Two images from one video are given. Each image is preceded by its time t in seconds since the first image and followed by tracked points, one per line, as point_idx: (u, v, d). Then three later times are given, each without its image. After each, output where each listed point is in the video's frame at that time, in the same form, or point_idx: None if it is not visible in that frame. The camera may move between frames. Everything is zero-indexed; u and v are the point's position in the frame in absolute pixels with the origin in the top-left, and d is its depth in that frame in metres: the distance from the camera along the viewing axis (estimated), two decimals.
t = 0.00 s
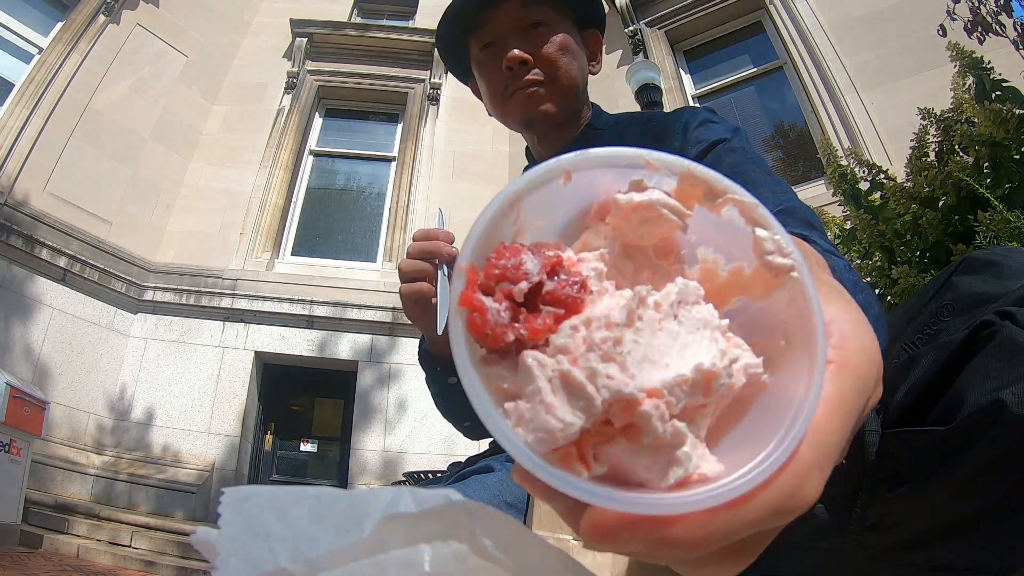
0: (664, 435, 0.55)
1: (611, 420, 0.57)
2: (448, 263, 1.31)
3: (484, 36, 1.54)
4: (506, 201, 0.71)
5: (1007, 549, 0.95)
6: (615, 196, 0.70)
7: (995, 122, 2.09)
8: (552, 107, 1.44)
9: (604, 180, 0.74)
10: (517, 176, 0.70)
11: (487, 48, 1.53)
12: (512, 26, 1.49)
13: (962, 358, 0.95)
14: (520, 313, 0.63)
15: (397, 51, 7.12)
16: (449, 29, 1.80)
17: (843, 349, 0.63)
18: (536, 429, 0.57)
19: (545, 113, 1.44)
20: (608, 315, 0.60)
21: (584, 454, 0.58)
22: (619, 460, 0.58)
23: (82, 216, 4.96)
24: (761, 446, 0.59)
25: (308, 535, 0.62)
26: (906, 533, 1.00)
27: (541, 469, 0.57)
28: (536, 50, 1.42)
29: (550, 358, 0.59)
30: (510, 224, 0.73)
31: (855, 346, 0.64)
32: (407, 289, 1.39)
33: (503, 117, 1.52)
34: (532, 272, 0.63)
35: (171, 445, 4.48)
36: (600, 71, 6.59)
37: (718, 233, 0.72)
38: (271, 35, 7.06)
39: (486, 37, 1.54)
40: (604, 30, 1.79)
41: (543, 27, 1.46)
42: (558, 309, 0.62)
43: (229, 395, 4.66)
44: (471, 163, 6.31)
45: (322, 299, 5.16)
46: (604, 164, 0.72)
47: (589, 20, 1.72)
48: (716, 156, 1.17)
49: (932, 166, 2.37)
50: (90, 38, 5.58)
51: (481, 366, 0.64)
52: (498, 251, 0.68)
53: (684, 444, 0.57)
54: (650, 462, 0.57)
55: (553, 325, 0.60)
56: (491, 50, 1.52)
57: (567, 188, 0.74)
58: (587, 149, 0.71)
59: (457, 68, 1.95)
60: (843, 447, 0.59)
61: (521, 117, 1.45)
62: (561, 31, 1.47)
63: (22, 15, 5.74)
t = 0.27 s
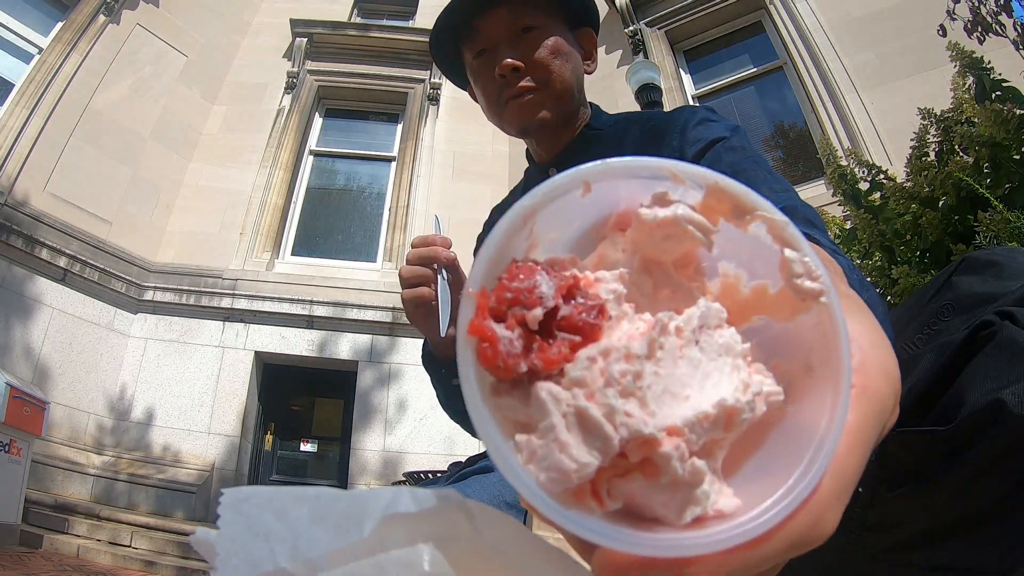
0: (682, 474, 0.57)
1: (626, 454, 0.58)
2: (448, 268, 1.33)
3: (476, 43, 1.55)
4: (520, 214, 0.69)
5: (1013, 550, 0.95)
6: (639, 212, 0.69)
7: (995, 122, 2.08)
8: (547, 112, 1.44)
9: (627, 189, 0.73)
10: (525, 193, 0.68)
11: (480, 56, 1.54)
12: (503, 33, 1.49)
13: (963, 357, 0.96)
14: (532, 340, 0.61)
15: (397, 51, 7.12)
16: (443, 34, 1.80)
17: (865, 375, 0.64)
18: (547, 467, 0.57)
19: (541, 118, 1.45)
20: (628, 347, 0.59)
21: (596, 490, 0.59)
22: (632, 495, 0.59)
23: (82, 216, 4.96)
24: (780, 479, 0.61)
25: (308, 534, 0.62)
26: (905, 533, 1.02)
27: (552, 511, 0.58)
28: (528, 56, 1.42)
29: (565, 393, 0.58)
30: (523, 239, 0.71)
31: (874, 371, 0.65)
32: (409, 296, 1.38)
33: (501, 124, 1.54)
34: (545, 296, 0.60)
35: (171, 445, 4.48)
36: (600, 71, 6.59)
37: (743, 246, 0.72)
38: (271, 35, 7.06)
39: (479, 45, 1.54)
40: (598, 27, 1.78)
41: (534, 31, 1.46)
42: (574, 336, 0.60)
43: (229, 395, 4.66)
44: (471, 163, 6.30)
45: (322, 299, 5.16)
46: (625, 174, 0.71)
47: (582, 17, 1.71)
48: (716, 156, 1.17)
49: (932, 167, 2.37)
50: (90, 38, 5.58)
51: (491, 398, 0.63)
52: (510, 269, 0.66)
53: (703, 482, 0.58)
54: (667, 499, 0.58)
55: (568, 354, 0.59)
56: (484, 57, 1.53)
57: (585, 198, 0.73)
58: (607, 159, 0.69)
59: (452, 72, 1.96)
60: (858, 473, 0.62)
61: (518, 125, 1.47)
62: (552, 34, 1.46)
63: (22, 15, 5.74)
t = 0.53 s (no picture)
0: (713, 481, 0.57)
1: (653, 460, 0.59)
2: (439, 267, 1.34)
3: (475, 43, 1.55)
4: (542, 210, 0.70)
5: (1015, 548, 0.95)
6: (664, 207, 0.71)
7: (995, 122, 2.08)
8: (545, 113, 1.44)
9: (652, 184, 0.74)
10: (550, 186, 0.69)
11: (479, 56, 1.54)
12: (501, 33, 1.49)
13: (963, 356, 0.96)
14: (556, 341, 0.61)
15: (397, 51, 7.12)
16: (441, 34, 1.81)
17: (887, 378, 0.68)
18: (574, 474, 0.59)
19: (539, 119, 1.45)
20: (657, 348, 0.60)
21: (622, 498, 0.62)
22: (659, 501, 0.61)
23: (82, 216, 4.96)
24: (804, 486, 0.65)
25: (308, 535, 0.62)
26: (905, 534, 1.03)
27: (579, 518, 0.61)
28: (526, 57, 1.42)
29: (591, 396, 0.59)
30: (544, 235, 0.72)
31: (895, 376, 0.68)
32: (401, 293, 1.38)
33: (499, 125, 1.54)
34: (570, 295, 0.60)
35: (171, 445, 4.48)
36: (600, 71, 6.59)
37: (767, 245, 0.75)
38: (271, 35, 7.06)
39: (478, 45, 1.55)
40: (597, 26, 1.78)
41: (532, 30, 1.46)
42: (600, 337, 0.61)
43: (229, 396, 4.66)
44: (471, 163, 6.31)
45: (322, 300, 5.16)
46: (647, 170, 0.72)
47: (581, 18, 1.71)
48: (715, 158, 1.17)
49: (932, 167, 2.37)
50: (89, 38, 5.58)
51: (513, 402, 0.65)
52: (532, 268, 0.66)
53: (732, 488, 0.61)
54: (694, 506, 0.60)
55: (593, 355, 0.60)
56: (483, 57, 1.53)
57: (608, 193, 0.74)
58: (630, 153, 0.71)
59: (451, 72, 1.96)
60: (879, 478, 0.66)
61: (516, 126, 1.47)
62: (550, 34, 1.46)
63: (22, 15, 5.74)
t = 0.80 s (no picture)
0: (746, 464, 0.59)
1: (682, 444, 0.60)
2: (442, 268, 1.34)
3: (477, 40, 1.55)
4: (564, 185, 0.70)
5: (1015, 546, 0.96)
6: (686, 185, 0.71)
7: (995, 122, 2.08)
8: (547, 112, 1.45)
9: (672, 164, 0.74)
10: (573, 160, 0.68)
11: (481, 53, 1.54)
12: (505, 30, 1.49)
13: (965, 355, 0.96)
14: (580, 320, 0.61)
15: (397, 51, 7.12)
16: (441, 31, 1.80)
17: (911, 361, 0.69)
18: (603, 459, 0.58)
19: (541, 119, 1.46)
20: (686, 327, 0.61)
21: (650, 485, 0.61)
22: (688, 487, 0.62)
23: (83, 217, 4.96)
24: (834, 472, 0.66)
25: (308, 535, 0.62)
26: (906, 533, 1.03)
27: (609, 508, 0.59)
28: (530, 55, 1.42)
29: (618, 377, 0.59)
30: (565, 213, 0.72)
31: (916, 359, 0.70)
32: (403, 294, 1.38)
33: (500, 123, 1.54)
34: (595, 273, 0.60)
35: (171, 445, 4.48)
36: (600, 71, 6.59)
37: (789, 227, 0.76)
38: (271, 35, 7.05)
39: (480, 42, 1.54)
40: (599, 26, 1.78)
41: (536, 29, 1.46)
42: (625, 317, 0.62)
43: (229, 395, 4.66)
44: (471, 163, 6.30)
45: (322, 300, 5.16)
46: (670, 146, 0.72)
47: (583, 17, 1.71)
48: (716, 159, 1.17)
49: (932, 166, 2.37)
50: (89, 38, 5.57)
51: (536, 384, 0.64)
52: (553, 245, 0.65)
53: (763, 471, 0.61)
54: (725, 492, 0.61)
55: (618, 336, 0.60)
56: (485, 54, 1.52)
57: (630, 169, 0.74)
58: (654, 128, 0.71)
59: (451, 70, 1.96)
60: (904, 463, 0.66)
61: (518, 125, 1.47)
62: (554, 33, 1.46)
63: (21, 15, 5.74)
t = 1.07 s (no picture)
0: (729, 481, 0.59)
1: (665, 459, 0.61)
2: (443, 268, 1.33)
3: (483, 36, 1.55)
4: (546, 191, 0.70)
5: (1015, 546, 0.96)
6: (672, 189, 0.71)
7: (995, 122, 2.08)
8: (551, 110, 1.45)
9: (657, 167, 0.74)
10: (554, 165, 0.68)
11: (486, 49, 1.54)
12: (511, 27, 1.49)
13: (965, 354, 0.96)
14: (558, 331, 0.62)
15: (397, 51, 7.12)
16: (446, 27, 1.80)
17: (909, 367, 0.68)
18: (579, 475, 0.59)
19: (544, 116, 1.46)
20: (668, 339, 0.61)
21: (632, 501, 0.63)
22: (670, 502, 0.63)
23: (83, 217, 4.96)
24: (824, 486, 0.65)
25: (311, 537, 0.62)
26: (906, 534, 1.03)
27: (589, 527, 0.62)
28: (535, 52, 1.42)
29: (597, 391, 0.60)
30: (548, 219, 0.73)
31: (915, 368, 0.68)
32: (405, 295, 1.38)
33: (503, 119, 1.54)
34: (573, 282, 0.60)
35: (171, 445, 4.48)
36: (600, 71, 6.59)
37: (782, 231, 0.76)
38: (270, 35, 7.05)
39: (486, 38, 1.54)
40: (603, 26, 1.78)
41: (542, 27, 1.46)
42: (606, 327, 0.62)
43: (229, 395, 4.66)
44: (471, 163, 6.30)
45: (322, 299, 5.16)
46: (655, 150, 0.72)
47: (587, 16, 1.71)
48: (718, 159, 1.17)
49: (932, 167, 2.37)
50: (89, 38, 5.57)
51: (514, 396, 0.66)
52: (533, 253, 0.66)
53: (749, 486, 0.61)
54: (708, 507, 0.62)
55: (598, 347, 0.61)
56: (490, 50, 1.52)
57: (614, 173, 0.74)
58: (637, 132, 0.70)
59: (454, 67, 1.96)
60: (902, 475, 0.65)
61: (521, 121, 1.47)
62: (560, 32, 1.46)
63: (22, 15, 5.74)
